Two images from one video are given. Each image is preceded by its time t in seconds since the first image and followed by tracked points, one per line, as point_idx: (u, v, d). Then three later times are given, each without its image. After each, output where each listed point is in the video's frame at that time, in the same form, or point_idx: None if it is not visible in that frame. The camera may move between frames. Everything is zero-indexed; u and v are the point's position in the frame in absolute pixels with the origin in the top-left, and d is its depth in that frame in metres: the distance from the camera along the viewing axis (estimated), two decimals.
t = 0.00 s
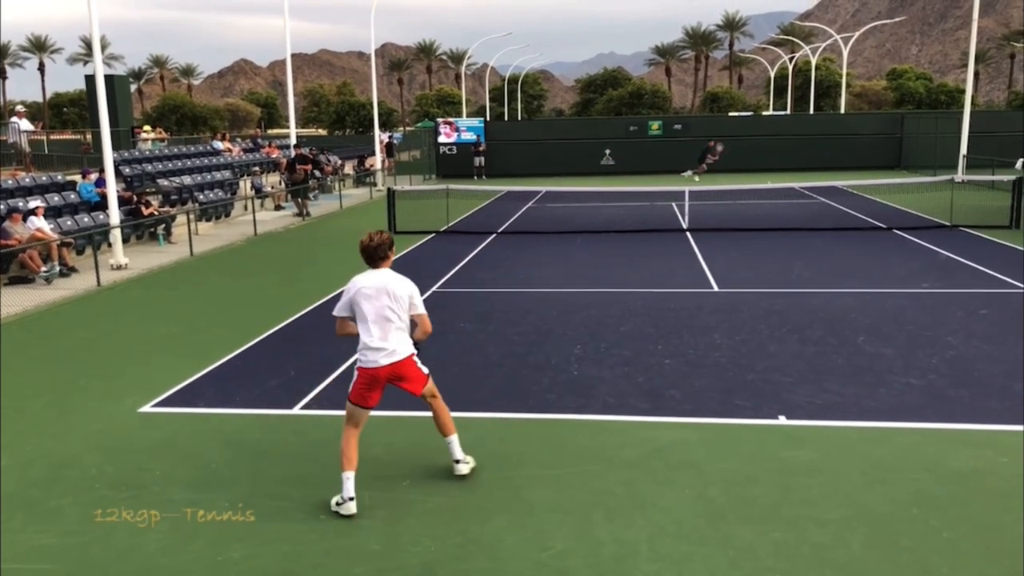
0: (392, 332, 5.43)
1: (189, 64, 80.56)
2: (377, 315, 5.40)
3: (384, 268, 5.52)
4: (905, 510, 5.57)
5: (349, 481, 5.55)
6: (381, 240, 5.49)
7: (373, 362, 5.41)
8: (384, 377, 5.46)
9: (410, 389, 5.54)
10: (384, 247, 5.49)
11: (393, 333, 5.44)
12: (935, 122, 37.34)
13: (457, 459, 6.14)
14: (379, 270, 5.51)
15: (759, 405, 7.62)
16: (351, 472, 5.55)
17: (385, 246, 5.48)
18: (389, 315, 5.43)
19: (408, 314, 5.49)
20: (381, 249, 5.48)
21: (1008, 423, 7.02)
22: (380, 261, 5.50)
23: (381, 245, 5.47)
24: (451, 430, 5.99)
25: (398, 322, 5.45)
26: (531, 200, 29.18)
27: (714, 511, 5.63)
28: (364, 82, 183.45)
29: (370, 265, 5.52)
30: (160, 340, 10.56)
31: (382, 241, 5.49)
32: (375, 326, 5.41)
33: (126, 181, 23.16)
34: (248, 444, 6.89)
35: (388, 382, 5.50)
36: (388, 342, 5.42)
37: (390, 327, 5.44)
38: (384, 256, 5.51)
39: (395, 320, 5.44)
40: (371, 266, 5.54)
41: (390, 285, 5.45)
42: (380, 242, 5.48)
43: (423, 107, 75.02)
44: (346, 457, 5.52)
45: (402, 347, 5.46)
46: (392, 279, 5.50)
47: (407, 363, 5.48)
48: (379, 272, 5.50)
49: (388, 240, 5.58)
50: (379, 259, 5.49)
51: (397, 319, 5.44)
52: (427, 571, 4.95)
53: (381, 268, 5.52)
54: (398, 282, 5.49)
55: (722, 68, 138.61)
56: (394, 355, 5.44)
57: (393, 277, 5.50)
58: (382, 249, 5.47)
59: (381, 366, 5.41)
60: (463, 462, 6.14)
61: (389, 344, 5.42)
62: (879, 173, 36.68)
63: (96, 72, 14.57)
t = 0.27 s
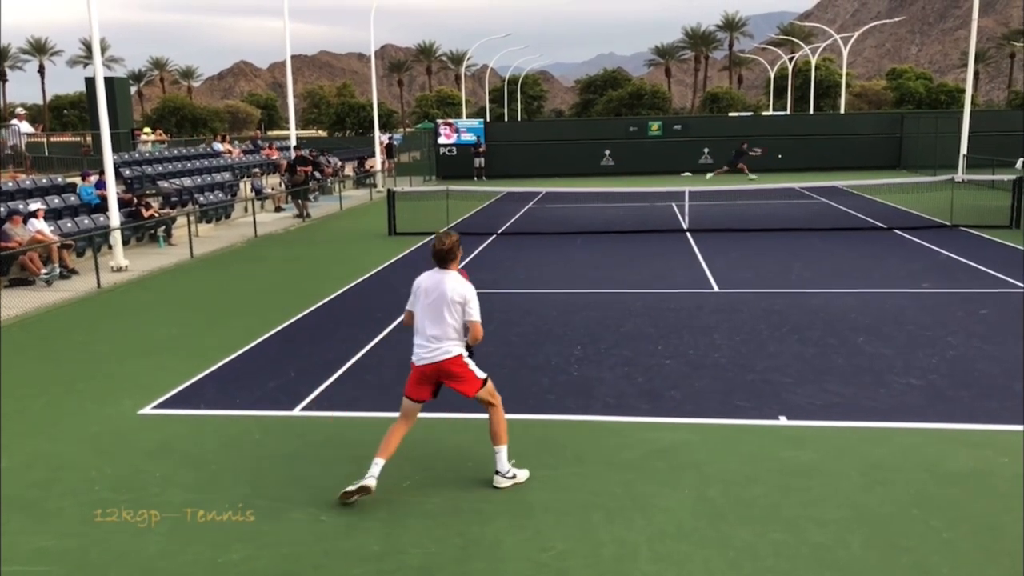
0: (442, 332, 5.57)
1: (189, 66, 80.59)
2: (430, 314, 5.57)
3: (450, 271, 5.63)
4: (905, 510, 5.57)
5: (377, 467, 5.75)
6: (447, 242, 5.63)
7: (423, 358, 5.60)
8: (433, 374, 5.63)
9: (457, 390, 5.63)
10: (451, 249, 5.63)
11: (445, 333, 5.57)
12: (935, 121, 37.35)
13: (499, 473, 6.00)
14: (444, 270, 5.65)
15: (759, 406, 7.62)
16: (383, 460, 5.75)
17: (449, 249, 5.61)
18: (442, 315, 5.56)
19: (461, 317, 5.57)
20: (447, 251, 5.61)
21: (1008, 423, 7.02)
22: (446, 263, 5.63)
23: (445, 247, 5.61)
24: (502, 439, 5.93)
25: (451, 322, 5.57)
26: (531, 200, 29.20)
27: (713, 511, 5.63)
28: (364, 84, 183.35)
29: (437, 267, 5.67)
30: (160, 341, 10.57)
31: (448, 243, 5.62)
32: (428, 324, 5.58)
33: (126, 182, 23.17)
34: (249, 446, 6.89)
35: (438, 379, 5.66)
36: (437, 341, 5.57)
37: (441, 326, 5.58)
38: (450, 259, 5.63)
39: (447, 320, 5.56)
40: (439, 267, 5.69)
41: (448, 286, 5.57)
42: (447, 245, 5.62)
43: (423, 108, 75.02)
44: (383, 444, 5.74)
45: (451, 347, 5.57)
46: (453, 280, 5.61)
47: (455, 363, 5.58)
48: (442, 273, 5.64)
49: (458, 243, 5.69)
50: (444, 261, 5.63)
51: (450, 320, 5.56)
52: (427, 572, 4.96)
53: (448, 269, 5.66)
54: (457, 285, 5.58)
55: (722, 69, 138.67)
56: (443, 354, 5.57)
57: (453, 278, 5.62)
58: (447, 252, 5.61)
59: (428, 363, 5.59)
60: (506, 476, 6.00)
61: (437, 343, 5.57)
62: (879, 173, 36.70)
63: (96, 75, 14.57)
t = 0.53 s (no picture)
0: (478, 319, 6.01)
1: (188, 68, 80.59)
2: (469, 301, 6.03)
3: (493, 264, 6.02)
4: (906, 511, 5.56)
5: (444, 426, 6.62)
6: (495, 237, 6.06)
7: (458, 341, 6.07)
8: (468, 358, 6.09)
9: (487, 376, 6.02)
10: (497, 243, 6.06)
11: (480, 320, 6.01)
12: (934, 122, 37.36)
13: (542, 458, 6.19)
14: (489, 262, 6.09)
15: (759, 407, 7.61)
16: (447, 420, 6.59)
17: (494, 243, 6.03)
18: (479, 304, 6.00)
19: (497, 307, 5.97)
20: (494, 245, 6.04)
21: (1008, 423, 7.02)
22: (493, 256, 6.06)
23: (492, 241, 6.04)
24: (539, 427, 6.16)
25: (486, 312, 5.99)
26: (531, 202, 29.21)
27: (713, 512, 5.63)
28: (364, 86, 183.41)
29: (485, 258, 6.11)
30: (159, 343, 10.56)
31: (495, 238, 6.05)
32: (467, 310, 6.05)
33: (125, 185, 23.17)
34: (249, 447, 6.90)
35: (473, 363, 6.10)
36: (471, 328, 6.01)
37: (477, 314, 6.01)
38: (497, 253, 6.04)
39: (482, 309, 5.99)
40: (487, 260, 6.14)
41: (488, 277, 6.01)
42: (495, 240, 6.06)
43: (423, 110, 75.03)
44: (444, 407, 6.54)
45: (482, 335, 5.99)
46: (493, 273, 6.02)
47: (483, 350, 5.98)
48: (487, 266, 6.07)
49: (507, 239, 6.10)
50: (490, 255, 6.06)
51: (485, 308, 5.98)
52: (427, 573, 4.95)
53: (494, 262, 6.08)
54: (496, 276, 5.99)
55: (721, 70, 138.76)
56: (475, 340, 6.00)
57: (494, 270, 6.03)
58: (494, 246, 6.04)
59: (462, 347, 6.06)
60: (545, 461, 6.19)
61: (470, 330, 6.01)
62: (879, 174, 36.69)
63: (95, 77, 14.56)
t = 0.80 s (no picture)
0: (476, 340, 6.18)
1: (185, 70, 80.56)
2: (471, 320, 6.22)
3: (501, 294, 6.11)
4: (904, 513, 5.56)
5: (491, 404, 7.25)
6: (507, 267, 6.16)
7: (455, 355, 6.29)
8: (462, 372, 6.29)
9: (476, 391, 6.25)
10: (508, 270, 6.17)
11: (477, 341, 6.18)
12: (931, 124, 37.44)
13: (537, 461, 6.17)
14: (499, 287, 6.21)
15: (757, 408, 7.62)
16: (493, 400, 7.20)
17: (505, 272, 6.13)
18: (478, 323, 6.16)
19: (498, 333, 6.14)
20: (506, 275, 6.13)
21: (1006, 424, 7.02)
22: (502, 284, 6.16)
23: (504, 271, 6.13)
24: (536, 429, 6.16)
25: (482, 330, 6.15)
26: (528, 204, 29.23)
27: (711, 514, 5.63)
28: (361, 88, 183.42)
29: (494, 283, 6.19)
30: (156, 346, 10.54)
31: (507, 269, 6.15)
32: (468, 330, 6.22)
33: (122, 187, 23.13)
34: (248, 449, 6.91)
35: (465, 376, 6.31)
36: (466, 344, 6.20)
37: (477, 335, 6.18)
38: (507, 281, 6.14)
39: (478, 328, 6.16)
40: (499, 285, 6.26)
41: (490, 300, 6.13)
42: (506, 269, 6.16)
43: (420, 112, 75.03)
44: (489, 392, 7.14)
45: (474, 352, 6.16)
46: (498, 300, 6.12)
47: (472, 366, 6.16)
48: (494, 291, 6.18)
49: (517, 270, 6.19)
50: (500, 281, 6.15)
51: (482, 328, 6.15)
52: None
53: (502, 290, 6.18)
54: (498, 300, 6.11)
55: (718, 71, 138.95)
56: (466, 356, 6.19)
57: (499, 294, 6.15)
58: (505, 275, 6.13)
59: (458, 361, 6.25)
60: (541, 463, 6.16)
61: (467, 348, 6.19)
62: (875, 175, 36.74)
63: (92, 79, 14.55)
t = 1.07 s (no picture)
0: (440, 319, 6.52)
1: (182, 71, 80.48)
2: (438, 301, 6.54)
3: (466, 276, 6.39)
4: (903, 513, 5.56)
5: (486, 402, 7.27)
6: (477, 250, 6.43)
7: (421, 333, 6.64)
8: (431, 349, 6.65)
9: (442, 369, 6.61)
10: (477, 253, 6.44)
11: (442, 320, 6.52)
12: (929, 124, 37.45)
13: (473, 434, 6.76)
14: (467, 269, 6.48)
15: (756, 409, 7.61)
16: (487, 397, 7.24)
17: (474, 255, 6.41)
18: (445, 305, 6.48)
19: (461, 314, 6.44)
20: (474, 256, 6.42)
21: (1006, 424, 7.02)
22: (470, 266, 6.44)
23: (473, 253, 6.42)
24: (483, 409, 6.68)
25: (448, 313, 6.49)
26: (526, 204, 29.22)
27: (710, 514, 5.64)
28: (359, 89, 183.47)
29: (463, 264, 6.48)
30: (155, 347, 10.54)
31: (475, 251, 6.42)
32: (436, 309, 6.56)
33: (120, 188, 23.10)
34: (247, 450, 6.91)
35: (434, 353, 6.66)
36: (432, 324, 6.56)
37: (443, 316, 6.51)
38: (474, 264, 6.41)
39: (445, 311, 6.48)
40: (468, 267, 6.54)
41: (456, 282, 6.42)
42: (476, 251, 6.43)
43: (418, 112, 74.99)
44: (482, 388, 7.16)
45: (439, 334, 6.51)
46: (463, 281, 6.41)
47: (435, 347, 6.52)
48: (463, 272, 6.46)
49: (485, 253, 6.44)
50: (468, 264, 6.43)
51: (447, 311, 6.48)
52: None
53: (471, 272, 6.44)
54: (464, 284, 6.40)
55: (716, 72, 139.39)
56: (430, 336, 6.56)
57: (466, 277, 6.43)
58: (473, 257, 6.41)
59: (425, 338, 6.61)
60: (474, 437, 6.77)
61: (432, 327, 6.55)
62: (873, 175, 36.77)
63: (90, 80, 14.54)
